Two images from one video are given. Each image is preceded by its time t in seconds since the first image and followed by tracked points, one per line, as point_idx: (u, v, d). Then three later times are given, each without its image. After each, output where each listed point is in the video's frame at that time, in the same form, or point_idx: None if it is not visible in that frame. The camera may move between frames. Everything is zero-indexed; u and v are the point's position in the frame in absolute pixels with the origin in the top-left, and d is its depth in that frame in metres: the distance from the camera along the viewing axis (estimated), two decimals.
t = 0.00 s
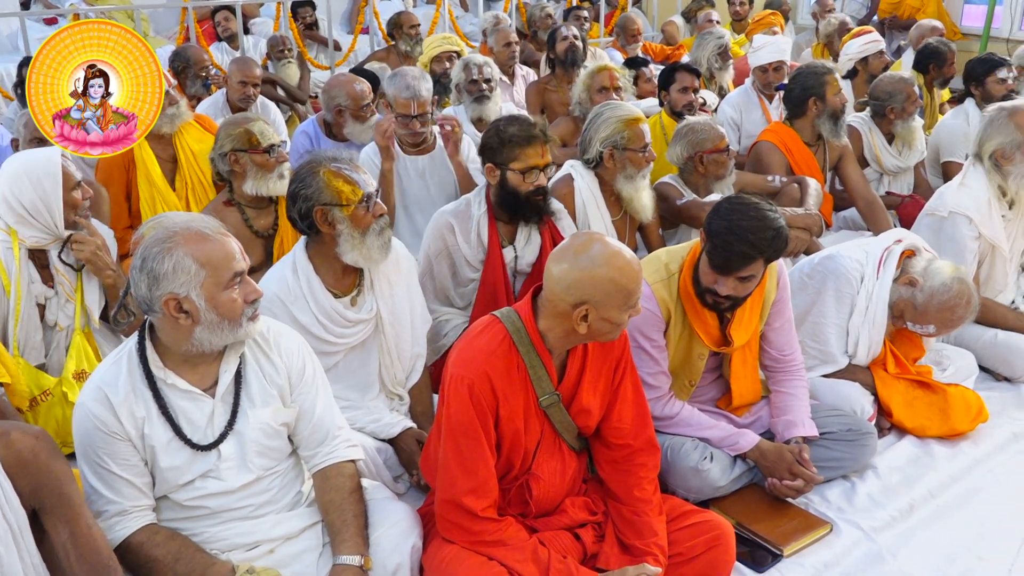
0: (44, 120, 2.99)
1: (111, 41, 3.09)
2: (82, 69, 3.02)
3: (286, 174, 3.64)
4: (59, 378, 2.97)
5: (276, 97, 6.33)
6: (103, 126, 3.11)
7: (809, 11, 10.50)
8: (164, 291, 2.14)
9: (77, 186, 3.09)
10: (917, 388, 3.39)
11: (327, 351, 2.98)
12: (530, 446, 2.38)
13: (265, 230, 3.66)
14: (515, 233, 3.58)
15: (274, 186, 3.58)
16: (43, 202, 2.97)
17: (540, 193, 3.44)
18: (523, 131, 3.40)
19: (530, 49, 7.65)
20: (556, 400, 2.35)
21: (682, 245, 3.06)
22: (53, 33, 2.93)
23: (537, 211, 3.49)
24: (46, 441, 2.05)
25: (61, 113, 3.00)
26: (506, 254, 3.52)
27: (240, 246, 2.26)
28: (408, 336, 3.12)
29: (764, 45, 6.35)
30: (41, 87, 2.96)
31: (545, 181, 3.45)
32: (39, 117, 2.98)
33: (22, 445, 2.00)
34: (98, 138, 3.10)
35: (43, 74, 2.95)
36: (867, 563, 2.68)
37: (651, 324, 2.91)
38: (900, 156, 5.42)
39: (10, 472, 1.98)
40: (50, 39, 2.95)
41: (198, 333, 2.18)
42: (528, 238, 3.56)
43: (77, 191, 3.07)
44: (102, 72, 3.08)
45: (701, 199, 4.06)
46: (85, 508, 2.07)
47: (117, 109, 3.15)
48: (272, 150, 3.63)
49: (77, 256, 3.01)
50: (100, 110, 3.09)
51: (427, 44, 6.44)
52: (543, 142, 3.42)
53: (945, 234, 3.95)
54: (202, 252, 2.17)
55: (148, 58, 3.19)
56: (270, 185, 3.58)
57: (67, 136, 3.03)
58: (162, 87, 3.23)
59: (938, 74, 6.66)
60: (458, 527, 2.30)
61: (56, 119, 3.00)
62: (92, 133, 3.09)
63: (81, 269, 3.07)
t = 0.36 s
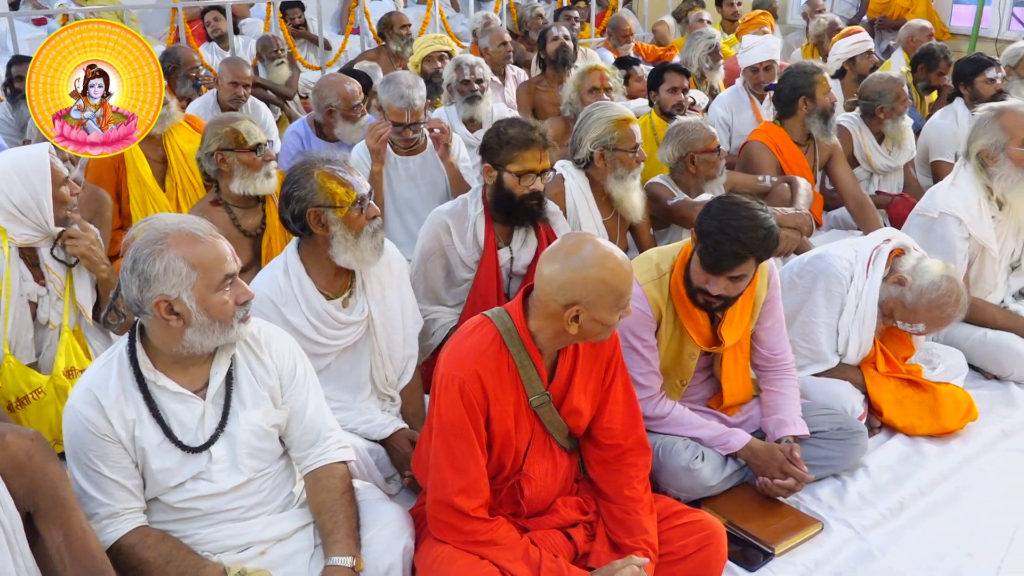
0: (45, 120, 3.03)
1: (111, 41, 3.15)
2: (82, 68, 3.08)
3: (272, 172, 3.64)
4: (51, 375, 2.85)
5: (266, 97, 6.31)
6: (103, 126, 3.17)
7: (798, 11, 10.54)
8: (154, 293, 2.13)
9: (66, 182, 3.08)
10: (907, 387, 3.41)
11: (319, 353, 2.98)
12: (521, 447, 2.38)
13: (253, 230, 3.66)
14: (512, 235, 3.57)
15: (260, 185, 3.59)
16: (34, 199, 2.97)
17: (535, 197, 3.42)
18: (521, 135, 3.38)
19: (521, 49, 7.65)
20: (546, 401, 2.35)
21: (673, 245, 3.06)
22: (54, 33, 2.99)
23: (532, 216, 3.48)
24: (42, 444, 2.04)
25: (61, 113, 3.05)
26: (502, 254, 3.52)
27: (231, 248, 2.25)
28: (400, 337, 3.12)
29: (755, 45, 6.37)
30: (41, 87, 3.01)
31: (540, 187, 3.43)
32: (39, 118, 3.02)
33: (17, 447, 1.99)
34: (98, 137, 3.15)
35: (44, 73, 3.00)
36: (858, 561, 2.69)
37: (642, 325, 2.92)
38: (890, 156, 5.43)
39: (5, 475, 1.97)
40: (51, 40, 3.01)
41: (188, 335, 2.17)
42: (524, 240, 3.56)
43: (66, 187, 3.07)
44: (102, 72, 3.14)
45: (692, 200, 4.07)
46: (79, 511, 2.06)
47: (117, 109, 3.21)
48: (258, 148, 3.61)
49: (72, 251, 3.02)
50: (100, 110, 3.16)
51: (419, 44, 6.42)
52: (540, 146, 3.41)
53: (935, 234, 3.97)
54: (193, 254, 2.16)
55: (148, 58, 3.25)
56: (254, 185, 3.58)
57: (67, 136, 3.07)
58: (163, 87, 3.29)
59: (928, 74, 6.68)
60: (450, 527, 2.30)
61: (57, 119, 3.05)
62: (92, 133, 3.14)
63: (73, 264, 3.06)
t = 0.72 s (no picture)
0: (45, 119, 3.07)
1: (111, 41, 3.19)
2: (82, 68, 3.11)
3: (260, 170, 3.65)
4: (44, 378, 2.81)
5: (257, 98, 6.30)
6: (103, 125, 3.22)
7: (789, 11, 10.57)
8: (144, 294, 2.13)
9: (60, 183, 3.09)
10: (897, 384, 3.44)
11: (310, 354, 2.98)
12: (512, 449, 2.38)
13: (241, 229, 3.65)
14: (506, 240, 3.53)
15: (249, 184, 3.59)
16: (30, 199, 2.96)
17: (505, 203, 3.39)
18: (498, 138, 3.33)
19: (512, 49, 7.66)
20: (537, 402, 2.35)
21: (663, 245, 3.07)
22: (54, 33, 3.01)
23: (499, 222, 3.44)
24: (35, 446, 2.04)
25: (61, 113, 3.09)
26: (495, 261, 3.52)
27: (221, 248, 2.25)
28: (391, 338, 3.12)
29: (746, 45, 6.37)
30: (41, 87, 3.03)
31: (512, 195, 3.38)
32: (39, 117, 3.06)
33: (11, 450, 1.98)
34: (98, 137, 3.21)
35: (44, 73, 3.02)
36: (849, 560, 2.70)
37: (633, 324, 2.92)
38: (880, 155, 5.44)
39: None
40: (51, 40, 3.03)
41: (178, 336, 2.16)
42: (518, 245, 3.53)
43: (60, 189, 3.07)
44: (102, 72, 3.18)
45: (683, 200, 4.07)
46: (72, 514, 2.05)
47: (117, 109, 3.26)
48: (247, 147, 3.61)
49: (67, 253, 3.03)
50: (100, 110, 3.20)
51: (410, 44, 6.42)
52: (511, 152, 3.33)
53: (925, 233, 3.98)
54: (183, 254, 2.15)
55: (148, 58, 3.30)
56: (241, 184, 3.57)
57: (67, 136, 3.13)
58: (162, 87, 3.35)
59: (917, 74, 6.71)
60: (442, 529, 2.30)
61: (57, 119, 3.09)
62: (92, 133, 3.20)
63: (68, 266, 3.06)
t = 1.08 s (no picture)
0: (45, 120, 3.04)
1: (111, 41, 3.18)
2: (82, 69, 3.10)
3: (233, 173, 3.58)
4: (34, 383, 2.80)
5: (247, 99, 6.28)
6: (103, 126, 3.21)
7: (779, 11, 10.60)
8: (134, 294, 2.12)
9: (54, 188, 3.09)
10: (885, 382, 3.47)
11: (302, 355, 2.97)
12: (504, 451, 2.38)
13: (226, 230, 3.66)
14: (492, 242, 3.55)
15: (219, 188, 3.56)
16: (25, 203, 2.95)
17: (478, 203, 3.39)
18: (473, 136, 3.33)
19: (503, 49, 7.66)
20: (528, 405, 2.35)
21: (655, 245, 3.07)
22: (54, 33, 2.99)
23: (474, 222, 3.44)
24: (23, 448, 2.02)
25: (62, 113, 3.07)
26: (480, 264, 3.51)
27: (211, 248, 2.24)
28: (384, 339, 3.11)
29: (737, 45, 6.38)
30: (41, 87, 3.00)
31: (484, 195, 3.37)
32: (39, 118, 3.03)
33: None
34: (98, 138, 3.20)
35: (44, 74, 2.99)
36: (840, 558, 2.71)
37: (625, 324, 2.92)
38: (870, 155, 5.49)
39: None
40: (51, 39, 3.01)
41: (169, 336, 2.16)
42: (504, 248, 3.55)
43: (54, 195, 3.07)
44: (102, 72, 3.16)
45: (673, 200, 4.08)
46: (61, 516, 2.04)
47: (117, 109, 3.25)
48: (216, 151, 3.55)
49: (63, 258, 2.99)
50: (100, 110, 3.19)
51: (401, 45, 6.41)
52: (482, 151, 3.32)
53: (913, 231, 4.00)
54: (173, 254, 2.15)
55: (148, 58, 3.28)
56: (210, 187, 3.55)
57: (67, 136, 3.12)
58: (162, 87, 3.34)
59: (906, 74, 6.73)
60: (433, 531, 2.29)
61: (57, 119, 3.07)
62: (92, 133, 3.18)
63: (63, 271, 3.03)
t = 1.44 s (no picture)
0: (45, 120, 3.12)
1: (110, 41, 3.21)
2: (82, 69, 3.14)
3: (203, 176, 3.63)
4: (24, 382, 2.80)
5: (237, 99, 6.27)
6: (103, 126, 3.26)
7: (769, 11, 10.62)
8: (125, 296, 2.11)
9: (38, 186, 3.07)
10: (875, 381, 3.48)
11: (291, 353, 2.97)
12: (497, 453, 2.38)
13: (213, 230, 3.65)
14: (482, 243, 3.55)
15: (190, 189, 3.61)
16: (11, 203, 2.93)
17: (472, 204, 3.38)
18: (462, 137, 3.31)
19: (493, 50, 7.66)
20: (522, 407, 2.35)
21: (646, 245, 3.07)
22: (53, 33, 3.04)
23: (469, 224, 3.44)
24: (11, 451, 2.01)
25: (61, 113, 3.14)
26: (470, 264, 3.51)
27: (202, 250, 2.23)
28: (375, 339, 3.11)
29: (727, 45, 6.38)
30: (41, 87, 3.06)
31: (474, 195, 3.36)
32: (39, 118, 3.11)
33: None
34: (98, 138, 3.26)
35: (44, 73, 3.04)
36: (831, 556, 2.72)
37: (616, 324, 2.93)
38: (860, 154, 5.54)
39: None
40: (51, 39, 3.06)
41: (160, 338, 2.15)
42: (493, 248, 3.55)
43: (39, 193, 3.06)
44: (102, 72, 3.21)
45: (664, 199, 4.08)
46: (51, 518, 2.03)
47: (117, 109, 3.29)
48: (183, 154, 3.68)
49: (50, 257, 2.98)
50: (100, 110, 3.24)
51: (392, 45, 6.40)
52: (472, 152, 3.31)
53: (901, 230, 4.02)
54: (164, 256, 2.14)
55: (149, 58, 3.32)
56: (181, 189, 3.63)
57: (68, 136, 3.19)
58: (163, 87, 3.36)
59: (896, 74, 6.75)
60: (426, 532, 2.29)
61: (57, 119, 3.14)
62: (92, 133, 3.25)
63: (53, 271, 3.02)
